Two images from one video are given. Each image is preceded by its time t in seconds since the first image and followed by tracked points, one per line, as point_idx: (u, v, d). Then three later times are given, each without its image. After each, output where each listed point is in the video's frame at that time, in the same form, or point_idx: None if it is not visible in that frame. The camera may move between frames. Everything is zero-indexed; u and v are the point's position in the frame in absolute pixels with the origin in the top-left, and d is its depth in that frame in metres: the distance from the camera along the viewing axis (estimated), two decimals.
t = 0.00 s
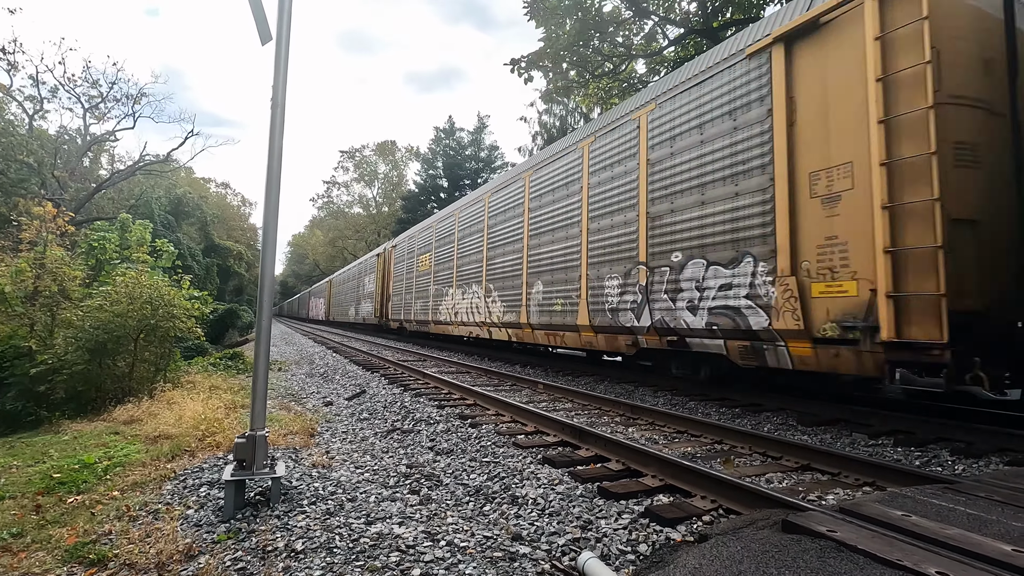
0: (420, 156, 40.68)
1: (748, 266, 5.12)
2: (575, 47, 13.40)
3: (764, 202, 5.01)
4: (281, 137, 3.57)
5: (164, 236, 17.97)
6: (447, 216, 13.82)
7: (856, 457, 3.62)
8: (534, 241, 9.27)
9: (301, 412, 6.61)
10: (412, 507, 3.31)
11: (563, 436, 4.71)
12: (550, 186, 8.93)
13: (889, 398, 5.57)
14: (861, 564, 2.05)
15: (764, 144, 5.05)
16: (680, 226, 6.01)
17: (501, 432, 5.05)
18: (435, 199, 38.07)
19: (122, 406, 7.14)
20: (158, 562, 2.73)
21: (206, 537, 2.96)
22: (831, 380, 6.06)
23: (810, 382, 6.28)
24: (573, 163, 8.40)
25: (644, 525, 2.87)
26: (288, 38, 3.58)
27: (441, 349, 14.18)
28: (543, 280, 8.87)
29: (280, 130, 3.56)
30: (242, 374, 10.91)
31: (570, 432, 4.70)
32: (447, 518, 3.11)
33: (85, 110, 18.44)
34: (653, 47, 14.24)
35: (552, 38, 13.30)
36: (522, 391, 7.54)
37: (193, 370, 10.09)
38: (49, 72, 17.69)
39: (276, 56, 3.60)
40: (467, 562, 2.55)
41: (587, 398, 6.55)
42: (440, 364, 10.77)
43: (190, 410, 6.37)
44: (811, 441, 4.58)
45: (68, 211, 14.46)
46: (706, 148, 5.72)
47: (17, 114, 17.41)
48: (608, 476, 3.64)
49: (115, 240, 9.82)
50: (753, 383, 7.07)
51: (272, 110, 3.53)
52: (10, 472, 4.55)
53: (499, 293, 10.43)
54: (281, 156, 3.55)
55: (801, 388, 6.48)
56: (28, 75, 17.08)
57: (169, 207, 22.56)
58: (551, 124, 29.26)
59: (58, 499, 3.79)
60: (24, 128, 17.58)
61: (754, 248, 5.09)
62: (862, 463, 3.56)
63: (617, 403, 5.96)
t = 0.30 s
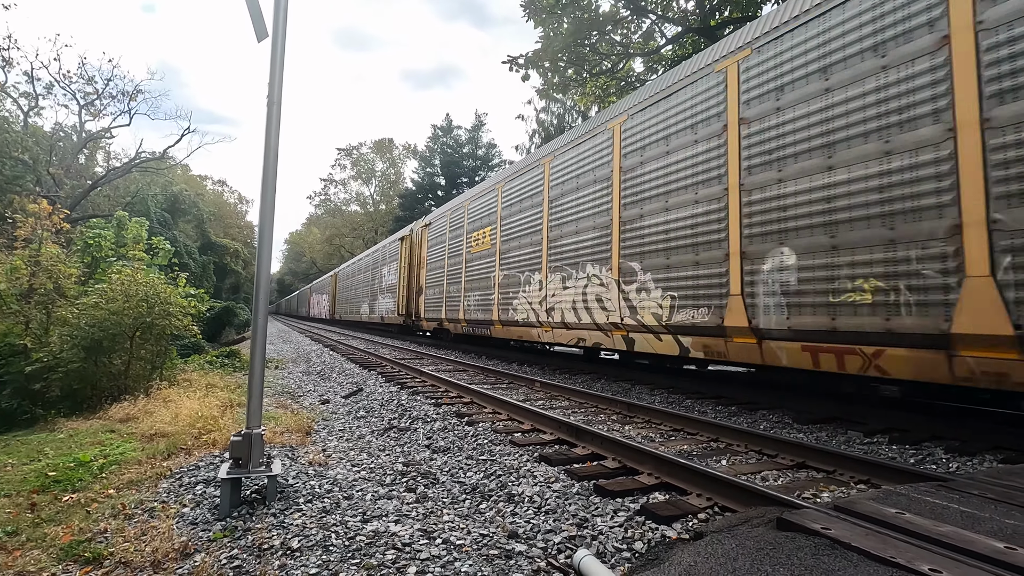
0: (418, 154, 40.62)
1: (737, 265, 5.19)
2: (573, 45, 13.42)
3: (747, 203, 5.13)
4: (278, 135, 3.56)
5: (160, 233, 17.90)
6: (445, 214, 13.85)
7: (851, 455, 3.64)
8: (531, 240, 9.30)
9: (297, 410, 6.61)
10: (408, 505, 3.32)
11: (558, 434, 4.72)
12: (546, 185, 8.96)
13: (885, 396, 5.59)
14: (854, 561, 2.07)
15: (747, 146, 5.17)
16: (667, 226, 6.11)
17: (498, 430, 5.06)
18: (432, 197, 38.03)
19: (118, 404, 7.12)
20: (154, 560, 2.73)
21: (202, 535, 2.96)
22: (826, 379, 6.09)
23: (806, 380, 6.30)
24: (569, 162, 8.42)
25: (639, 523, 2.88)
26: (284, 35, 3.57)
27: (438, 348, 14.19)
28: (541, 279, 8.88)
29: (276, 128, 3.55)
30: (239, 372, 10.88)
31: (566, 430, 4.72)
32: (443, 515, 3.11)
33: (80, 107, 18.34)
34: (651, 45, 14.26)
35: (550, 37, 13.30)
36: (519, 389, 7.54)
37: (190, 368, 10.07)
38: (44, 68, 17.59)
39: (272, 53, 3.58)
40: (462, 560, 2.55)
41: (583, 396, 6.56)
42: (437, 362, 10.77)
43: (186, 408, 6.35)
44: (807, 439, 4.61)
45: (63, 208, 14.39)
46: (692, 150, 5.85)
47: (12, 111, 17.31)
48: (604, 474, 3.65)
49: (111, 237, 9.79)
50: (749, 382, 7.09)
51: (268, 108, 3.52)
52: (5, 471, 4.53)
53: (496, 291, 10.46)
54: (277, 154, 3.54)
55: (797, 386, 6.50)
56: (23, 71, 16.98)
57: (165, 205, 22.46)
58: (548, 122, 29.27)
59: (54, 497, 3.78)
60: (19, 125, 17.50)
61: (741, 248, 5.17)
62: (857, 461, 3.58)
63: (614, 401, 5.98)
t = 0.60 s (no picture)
0: (414, 152, 40.55)
1: (738, 265, 5.19)
2: (571, 44, 13.43)
3: (748, 204, 5.14)
4: (273, 131, 3.55)
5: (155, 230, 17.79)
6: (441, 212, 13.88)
7: (843, 453, 3.66)
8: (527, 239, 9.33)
9: (292, 408, 6.59)
10: (403, 503, 3.32)
11: (554, 433, 4.73)
12: (543, 184, 8.98)
13: (878, 396, 5.63)
14: (846, 559, 2.08)
15: (750, 146, 5.17)
16: (669, 225, 6.11)
17: (493, 428, 5.06)
18: (428, 195, 37.97)
19: (111, 401, 7.09)
20: (147, 558, 2.72)
21: (195, 533, 2.95)
22: (820, 378, 6.13)
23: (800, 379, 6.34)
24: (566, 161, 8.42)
25: (633, 521, 2.89)
26: (279, 32, 3.55)
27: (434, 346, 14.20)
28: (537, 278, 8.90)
29: (271, 125, 3.53)
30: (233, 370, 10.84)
31: (562, 429, 4.72)
32: (438, 514, 3.12)
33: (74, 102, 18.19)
34: (648, 45, 14.27)
35: (547, 36, 13.29)
36: (515, 388, 7.55)
37: (184, 366, 10.02)
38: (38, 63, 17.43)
39: (267, 49, 3.56)
40: (457, 558, 2.56)
41: (578, 394, 6.58)
42: (432, 360, 10.76)
43: (180, 406, 6.32)
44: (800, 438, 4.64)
45: (56, 204, 14.28)
46: (694, 149, 5.83)
47: (5, 106, 17.15)
48: (598, 472, 3.66)
49: (105, 234, 9.72)
50: (743, 381, 7.13)
51: (263, 105, 3.51)
52: None
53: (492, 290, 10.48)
54: (272, 151, 3.53)
55: (791, 386, 6.54)
56: (16, 66, 16.82)
57: (159, 201, 22.32)
58: (545, 120, 29.28)
59: (46, 495, 3.76)
60: (12, 120, 17.33)
61: (742, 247, 5.18)
62: (849, 460, 3.61)
63: (609, 399, 6.00)
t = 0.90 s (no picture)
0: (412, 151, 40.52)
1: (735, 263, 5.20)
2: (569, 44, 13.43)
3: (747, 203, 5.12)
4: (271, 129, 3.54)
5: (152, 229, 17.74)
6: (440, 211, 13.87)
7: (840, 453, 3.67)
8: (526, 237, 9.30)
9: (290, 408, 6.57)
10: (401, 502, 3.32)
11: (552, 432, 4.73)
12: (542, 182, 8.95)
13: (875, 396, 5.64)
14: (843, 557, 2.09)
15: (743, 147, 5.19)
16: (669, 224, 6.08)
17: (490, 428, 5.06)
18: (427, 194, 37.94)
19: (108, 400, 7.07)
20: (144, 557, 2.72)
21: (192, 533, 2.95)
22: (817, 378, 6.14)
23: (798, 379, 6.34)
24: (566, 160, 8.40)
25: (631, 520, 2.89)
26: (278, 31, 3.55)
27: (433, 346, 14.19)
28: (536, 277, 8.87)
29: (269, 124, 3.53)
30: (231, 369, 10.82)
31: (560, 428, 4.72)
32: (436, 513, 3.12)
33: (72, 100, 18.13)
34: (646, 45, 14.26)
35: (545, 35, 13.28)
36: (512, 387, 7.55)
37: (181, 365, 10.01)
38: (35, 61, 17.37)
39: (265, 48, 3.56)
40: (455, 557, 2.56)
41: (576, 393, 6.58)
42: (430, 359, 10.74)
43: (178, 405, 6.30)
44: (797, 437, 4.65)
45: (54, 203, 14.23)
46: (694, 148, 5.81)
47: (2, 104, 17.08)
48: (596, 471, 3.66)
49: (102, 233, 9.69)
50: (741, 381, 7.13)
51: (261, 104, 3.50)
52: None
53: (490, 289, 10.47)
54: (270, 150, 3.52)
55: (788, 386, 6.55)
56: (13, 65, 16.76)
57: (157, 200, 22.26)
58: (543, 120, 29.28)
59: (43, 494, 3.75)
60: (9, 118, 17.26)
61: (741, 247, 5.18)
62: (846, 459, 3.62)
63: (607, 398, 6.01)
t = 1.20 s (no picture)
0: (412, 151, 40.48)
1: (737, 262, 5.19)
2: (567, 43, 13.43)
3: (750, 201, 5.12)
4: (268, 129, 3.53)
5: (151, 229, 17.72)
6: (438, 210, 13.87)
7: (838, 453, 3.67)
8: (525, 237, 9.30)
9: (288, 407, 6.57)
10: (399, 502, 3.31)
11: (551, 432, 4.73)
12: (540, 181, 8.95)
13: (873, 396, 5.64)
14: (841, 557, 2.09)
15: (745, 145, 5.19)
16: (671, 222, 6.07)
17: (489, 428, 5.05)
18: (426, 193, 37.91)
19: (106, 400, 7.06)
20: (141, 557, 2.71)
21: (190, 533, 2.94)
22: (815, 377, 6.14)
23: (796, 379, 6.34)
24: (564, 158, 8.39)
25: (629, 520, 2.89)
26: (275, 30, 3.53)
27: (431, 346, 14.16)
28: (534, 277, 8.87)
29: (266, 123, 3.52)
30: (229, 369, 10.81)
31: (559, 428, 4.71)
32: (434, 513, 3.11)
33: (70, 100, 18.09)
34: (645, 45, 14.25)
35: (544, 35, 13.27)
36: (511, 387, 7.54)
37: (180, 365, 10.00)
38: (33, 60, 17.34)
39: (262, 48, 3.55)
40: (452, 557, 2.56)
41: (575, 393, 6.57)
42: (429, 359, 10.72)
43: (176, 405, 6.29)
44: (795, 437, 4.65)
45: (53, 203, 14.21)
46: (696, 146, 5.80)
47: None
48: (595, 471, 3.66)
49: (100, 232, 9.67)
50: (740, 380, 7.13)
51: (258, 103, 3.50)
52: None
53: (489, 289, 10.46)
54: (268, 150, 3.51)
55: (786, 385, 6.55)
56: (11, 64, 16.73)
57: (155, 200, 22.24)
58: (542, 120, 29.27)
59: (40, 494, 3.74)
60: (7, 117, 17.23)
61: (742, 247, 5.18)
62: (844, 459, 3.61)
63: (606, 397, 6.00)
